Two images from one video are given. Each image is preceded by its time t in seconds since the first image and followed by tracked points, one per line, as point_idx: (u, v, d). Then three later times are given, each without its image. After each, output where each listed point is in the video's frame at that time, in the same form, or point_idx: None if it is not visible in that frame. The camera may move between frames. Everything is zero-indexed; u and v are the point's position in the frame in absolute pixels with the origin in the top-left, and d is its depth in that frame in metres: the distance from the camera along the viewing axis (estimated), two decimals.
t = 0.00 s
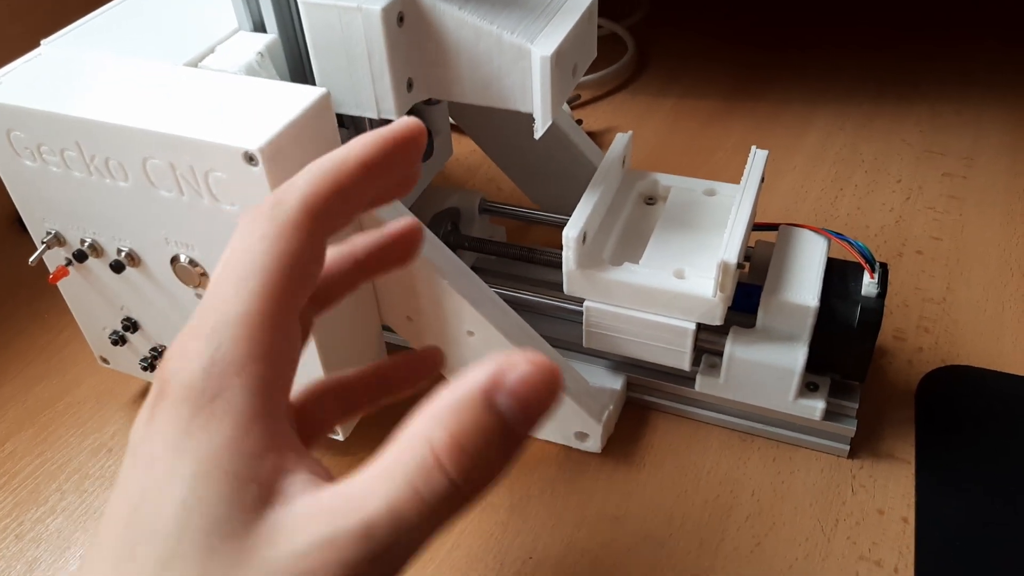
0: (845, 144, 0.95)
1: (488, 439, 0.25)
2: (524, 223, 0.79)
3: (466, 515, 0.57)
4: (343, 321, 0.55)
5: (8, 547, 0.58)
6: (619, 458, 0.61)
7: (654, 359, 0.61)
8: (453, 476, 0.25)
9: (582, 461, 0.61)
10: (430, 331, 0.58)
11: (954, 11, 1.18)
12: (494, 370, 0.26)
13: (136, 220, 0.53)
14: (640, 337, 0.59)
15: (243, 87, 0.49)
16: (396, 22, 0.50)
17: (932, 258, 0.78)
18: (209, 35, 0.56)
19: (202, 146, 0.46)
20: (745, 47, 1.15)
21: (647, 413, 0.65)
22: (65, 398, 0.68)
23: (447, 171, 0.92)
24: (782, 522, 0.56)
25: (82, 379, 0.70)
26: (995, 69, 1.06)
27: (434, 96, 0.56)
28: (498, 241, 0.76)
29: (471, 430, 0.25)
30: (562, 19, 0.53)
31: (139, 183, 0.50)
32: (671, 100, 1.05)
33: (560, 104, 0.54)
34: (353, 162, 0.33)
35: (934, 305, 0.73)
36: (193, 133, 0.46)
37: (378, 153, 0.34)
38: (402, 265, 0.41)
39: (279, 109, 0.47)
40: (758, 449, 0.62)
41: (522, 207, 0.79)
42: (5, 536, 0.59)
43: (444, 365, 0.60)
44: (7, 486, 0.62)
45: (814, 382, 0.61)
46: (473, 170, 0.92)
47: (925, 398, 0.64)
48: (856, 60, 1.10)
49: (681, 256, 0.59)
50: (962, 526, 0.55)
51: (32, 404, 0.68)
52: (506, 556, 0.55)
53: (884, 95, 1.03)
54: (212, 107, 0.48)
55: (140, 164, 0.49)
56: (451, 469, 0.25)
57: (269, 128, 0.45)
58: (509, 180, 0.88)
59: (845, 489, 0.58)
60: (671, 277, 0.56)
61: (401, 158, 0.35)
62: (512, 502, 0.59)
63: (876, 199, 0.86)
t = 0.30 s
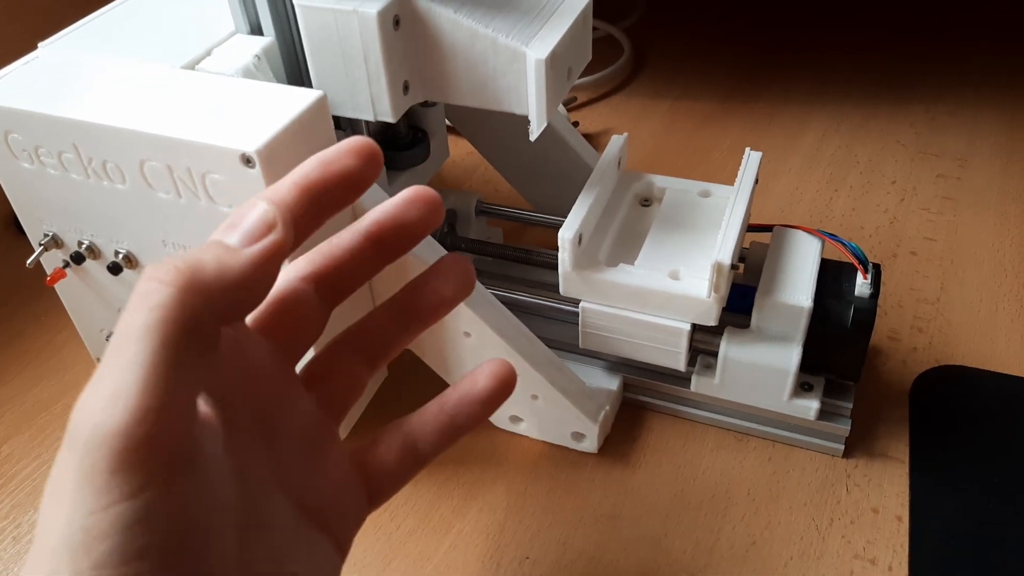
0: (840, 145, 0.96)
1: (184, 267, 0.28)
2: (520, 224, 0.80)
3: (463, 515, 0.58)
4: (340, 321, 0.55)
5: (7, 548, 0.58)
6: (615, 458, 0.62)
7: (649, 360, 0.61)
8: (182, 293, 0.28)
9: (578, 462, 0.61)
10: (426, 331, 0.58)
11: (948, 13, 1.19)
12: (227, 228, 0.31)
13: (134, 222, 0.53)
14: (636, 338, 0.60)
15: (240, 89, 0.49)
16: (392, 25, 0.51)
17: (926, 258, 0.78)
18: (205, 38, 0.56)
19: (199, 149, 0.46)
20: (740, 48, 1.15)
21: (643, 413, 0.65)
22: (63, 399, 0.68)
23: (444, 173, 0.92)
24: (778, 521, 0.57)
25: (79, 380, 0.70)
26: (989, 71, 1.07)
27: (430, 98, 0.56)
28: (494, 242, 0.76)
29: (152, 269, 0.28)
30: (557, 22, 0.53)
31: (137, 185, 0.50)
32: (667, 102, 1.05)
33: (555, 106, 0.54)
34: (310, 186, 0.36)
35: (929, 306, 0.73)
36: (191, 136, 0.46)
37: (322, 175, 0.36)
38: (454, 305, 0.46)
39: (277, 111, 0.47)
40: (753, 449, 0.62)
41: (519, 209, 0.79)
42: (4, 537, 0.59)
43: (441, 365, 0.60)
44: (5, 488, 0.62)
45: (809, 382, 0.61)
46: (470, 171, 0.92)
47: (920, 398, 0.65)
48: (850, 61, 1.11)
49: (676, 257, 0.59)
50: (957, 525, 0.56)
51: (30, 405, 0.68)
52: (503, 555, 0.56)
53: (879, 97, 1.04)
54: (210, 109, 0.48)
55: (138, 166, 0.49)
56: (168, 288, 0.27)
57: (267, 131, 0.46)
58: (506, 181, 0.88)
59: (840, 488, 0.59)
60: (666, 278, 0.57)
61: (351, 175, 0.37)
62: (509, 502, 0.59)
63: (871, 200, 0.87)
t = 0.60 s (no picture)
0: (837, 146, 0.96)
1: (133, 261, 0.29)
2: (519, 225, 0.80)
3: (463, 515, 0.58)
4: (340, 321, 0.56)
5: (9, 548, 0.58)
6: (614, 457, 0.62)
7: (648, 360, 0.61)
8: (132, 286, 0.28)
9: (577, 461, 0.62)
10: (426, 332, 0.58)
11: (944, 15, 1.19)
12: (179, 227, 0.31)
13: (135, 222, 0.53)
14: (635, 337, 0.60)
15: (240, 90, 0.50)
16: (392, 27, 0.51)
17: (923, 259, 0.79)
18: (205, 39, 0.57)
19: (201, 149, 0.46)
20: (738, 50, 1.15)
21: (641, 412, 0.66)
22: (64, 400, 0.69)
23: (443, 174, 0.92)
24: (777, 520, 0.57)
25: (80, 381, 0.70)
26: (986, 72, 1.08)
27: (430, 99, 0.57)
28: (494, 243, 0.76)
29: (105, 267, 0.29)
30: (556, 23, 0.54)
31: (138, 186, 0.50)
32: (665, 103, 1.06)
33: (554, 106, 0.54)
34: (292, 198, 0.40)
35: (926, 306, 0.73)
36: (192, 136, 0.46)
37: (303, 187, 0.40)
38: (438, 311, 0.47)
39: (278, 112, 0.47)
40: (752, 448, 0.62)
41: (518, 210, 0.80)
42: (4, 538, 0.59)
43: (440, 365, 0.60)
44: (5, 488, 0.62)
45: (807, 381, 0.61)
46: (469, 173, 0.92)
47: (918, 397, 0.65)
48: (846, 63, 1.11)
49: (675, 258, 0.60)
50: (955, 524, 0.56)
51: (31, 406, 0.68)
52: (503, 555, 0.56)
53: (876, 98, 1.04)
54: (211, 110, 0.48)
55: (139, 167, 0.49)
56: (118, 283, 0.28)
57: (268, 131, 0.46)
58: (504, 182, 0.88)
59: (838, 487, 0.59)
60: (665, 278, 0.57)
61: (330, 186, 0.41)
62: (508, 501, 0.59)
63: (868, 201, 0.87)
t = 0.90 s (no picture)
0: (836, 146, 0.96)
1: (120, 259, 0.29)
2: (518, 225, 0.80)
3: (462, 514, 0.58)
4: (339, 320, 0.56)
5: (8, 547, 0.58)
6: (613, 457, 0.62)
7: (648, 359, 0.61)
8: (124, 283, 0.29)
9: (577, 461, 0.62)
10: (425, 331, 0.58)
11: (943, 15, 1.20)
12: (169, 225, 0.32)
13: (134, 221, 0.53)
14: (634, 337, 0.60)
15: (239, 90, 0.50)
16: (391, 27, 0.51)
17: (922, 258, 0.79)
18: (204, 39, 0.57)
19: (200, 149, 0.46)
20: (736, 51, 1.16)
21: (640, 411, 0.66)
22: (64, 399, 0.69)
23: (442, 174, 0.92)
24: (775, 518, 0.57)
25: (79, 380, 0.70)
26: (984, 72, 1.08)
27: (429, 99, 0.57)
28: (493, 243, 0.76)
29: (94, 266, 0.29)
30: (555, 23, 0.54)
31: (137, 185, 0.50)
32: (664, 104, 1.06)
33: (553, 105, 0.55)
34: (286, 200, 0.40)
35: (925, 305, 0.73)
36: (191, 136, 0.46)
37: (299, 191, 0.40)
38: (433, 312, 0.46)
39: (277, 112, 0.47)
40: (751, 447, 0.62)
41: (517, 210, 0.80)
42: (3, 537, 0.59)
43: (439, 364, 0.60)
44: (5, 488, 0.62)
45: (806, 380, 0.61)
46: (469, 173, 0.92)
47: (917, 396, 0.65)
48: (845, 63, 1.11)
49: (674, 257, 0.60)
50: (953, 522, 0.56)
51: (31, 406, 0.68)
52: (502, 554, 0.56)
53: (875, 98, 1.04)
54: (211, 109, 0.48)
55: (138, 166, 0.49)
56: (110, 281, 0.29)
57: (267, 130, 0.46)
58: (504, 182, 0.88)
59: (837, 486, 0.59)
60: (664, 277, 0.57)
61: (325, 189, 0.41)
62: (507, 500, 0.59)
63: (867, 200, 0.87)
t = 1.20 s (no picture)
0: (834, 145, 0.96)
1: (129, 257, 0.28)
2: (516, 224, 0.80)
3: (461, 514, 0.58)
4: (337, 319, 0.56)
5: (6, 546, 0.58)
6: (612, 455, 0.62)
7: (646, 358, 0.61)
8: (131, 283, 0.28)
9: (575, 459, 0.62)
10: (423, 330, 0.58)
11: (941, 15, 1.20)
12: (175, 221, 0.30)
13: (132, 221, 0.53)
14: (632, 335, 0.60)
15: (236, 89, 0.50)
16: (388, 26, 0.51)
17: (919, 257, 0.79)
18: (202, 38, 0.57)
19: (197, 148, 0.46)
20: (734, 50, 1.16)
21: (639, 410, 0.66)
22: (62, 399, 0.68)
23: (441, 173, 0.92)
24: (774, 516, 0.57)
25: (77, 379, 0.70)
26: (982, 71, 1.08)
27: (427, 98, 0.57)
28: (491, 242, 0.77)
29: (102, 261, 0.28)
30: (553, 23, 0.54)
31: (135, 185, 0.50)
32: (662, 103, 1.06)
33: (551, 104, 0.55)
34: (289, 205, 0.40)
35: (923, 304, 0.73)
36: (188, 135, 0.46)
37: (304, 195, 0.40)
38: (436, 314, 0.46)
39: (274, 110, 0.47)
40: (748, 445, 0.62)
41: (515, 209, 0.80)
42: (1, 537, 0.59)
43: (438, 363, 0.60)
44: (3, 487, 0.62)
45: (804, 378, 0.61)
46: (467, 172, 0.92)
47: (915, 394, 0.65)
48: (842, 62, 1.11)
49: (671, 256, 0.60)
50: (951, 520, 0.56)
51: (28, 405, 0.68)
52: (500, 553, 0.56)
53: (872, 97, 1.04)
54: (208, 109, 0.48)
55: (135, 165, 0.49)
56: (118, 280, 0.28)
57: (264, 129, 0.46)
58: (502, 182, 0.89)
59: (835, 485, 0.59)
60: (662, 276, 0.57)
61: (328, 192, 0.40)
62: (506, 499, 0.59)
63: (865, 199, 0.87)
